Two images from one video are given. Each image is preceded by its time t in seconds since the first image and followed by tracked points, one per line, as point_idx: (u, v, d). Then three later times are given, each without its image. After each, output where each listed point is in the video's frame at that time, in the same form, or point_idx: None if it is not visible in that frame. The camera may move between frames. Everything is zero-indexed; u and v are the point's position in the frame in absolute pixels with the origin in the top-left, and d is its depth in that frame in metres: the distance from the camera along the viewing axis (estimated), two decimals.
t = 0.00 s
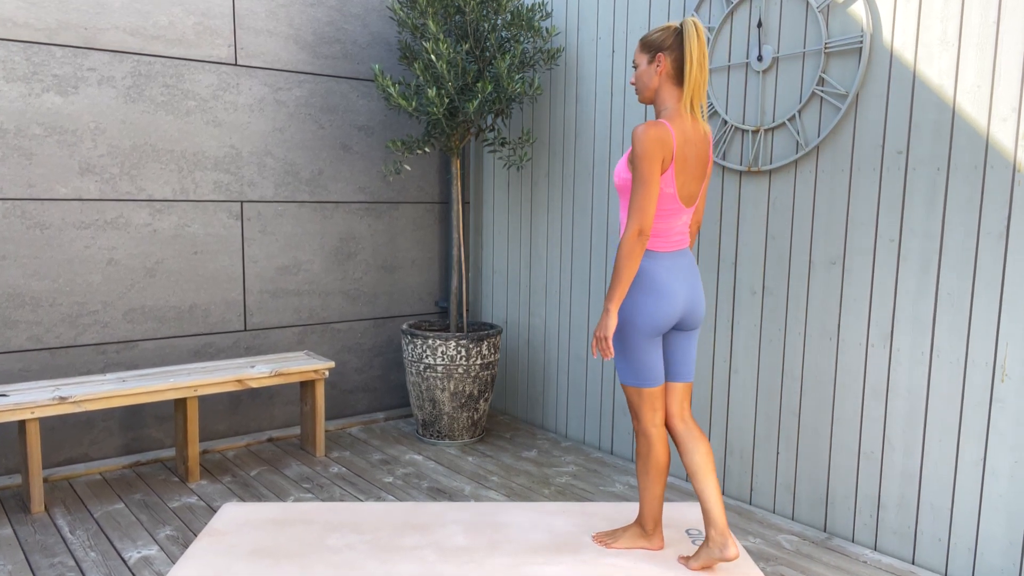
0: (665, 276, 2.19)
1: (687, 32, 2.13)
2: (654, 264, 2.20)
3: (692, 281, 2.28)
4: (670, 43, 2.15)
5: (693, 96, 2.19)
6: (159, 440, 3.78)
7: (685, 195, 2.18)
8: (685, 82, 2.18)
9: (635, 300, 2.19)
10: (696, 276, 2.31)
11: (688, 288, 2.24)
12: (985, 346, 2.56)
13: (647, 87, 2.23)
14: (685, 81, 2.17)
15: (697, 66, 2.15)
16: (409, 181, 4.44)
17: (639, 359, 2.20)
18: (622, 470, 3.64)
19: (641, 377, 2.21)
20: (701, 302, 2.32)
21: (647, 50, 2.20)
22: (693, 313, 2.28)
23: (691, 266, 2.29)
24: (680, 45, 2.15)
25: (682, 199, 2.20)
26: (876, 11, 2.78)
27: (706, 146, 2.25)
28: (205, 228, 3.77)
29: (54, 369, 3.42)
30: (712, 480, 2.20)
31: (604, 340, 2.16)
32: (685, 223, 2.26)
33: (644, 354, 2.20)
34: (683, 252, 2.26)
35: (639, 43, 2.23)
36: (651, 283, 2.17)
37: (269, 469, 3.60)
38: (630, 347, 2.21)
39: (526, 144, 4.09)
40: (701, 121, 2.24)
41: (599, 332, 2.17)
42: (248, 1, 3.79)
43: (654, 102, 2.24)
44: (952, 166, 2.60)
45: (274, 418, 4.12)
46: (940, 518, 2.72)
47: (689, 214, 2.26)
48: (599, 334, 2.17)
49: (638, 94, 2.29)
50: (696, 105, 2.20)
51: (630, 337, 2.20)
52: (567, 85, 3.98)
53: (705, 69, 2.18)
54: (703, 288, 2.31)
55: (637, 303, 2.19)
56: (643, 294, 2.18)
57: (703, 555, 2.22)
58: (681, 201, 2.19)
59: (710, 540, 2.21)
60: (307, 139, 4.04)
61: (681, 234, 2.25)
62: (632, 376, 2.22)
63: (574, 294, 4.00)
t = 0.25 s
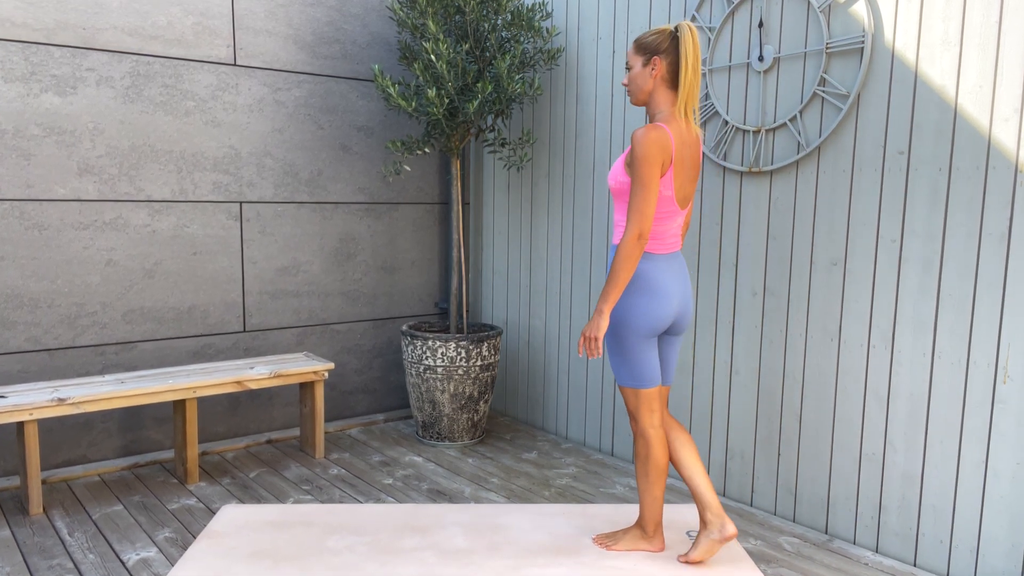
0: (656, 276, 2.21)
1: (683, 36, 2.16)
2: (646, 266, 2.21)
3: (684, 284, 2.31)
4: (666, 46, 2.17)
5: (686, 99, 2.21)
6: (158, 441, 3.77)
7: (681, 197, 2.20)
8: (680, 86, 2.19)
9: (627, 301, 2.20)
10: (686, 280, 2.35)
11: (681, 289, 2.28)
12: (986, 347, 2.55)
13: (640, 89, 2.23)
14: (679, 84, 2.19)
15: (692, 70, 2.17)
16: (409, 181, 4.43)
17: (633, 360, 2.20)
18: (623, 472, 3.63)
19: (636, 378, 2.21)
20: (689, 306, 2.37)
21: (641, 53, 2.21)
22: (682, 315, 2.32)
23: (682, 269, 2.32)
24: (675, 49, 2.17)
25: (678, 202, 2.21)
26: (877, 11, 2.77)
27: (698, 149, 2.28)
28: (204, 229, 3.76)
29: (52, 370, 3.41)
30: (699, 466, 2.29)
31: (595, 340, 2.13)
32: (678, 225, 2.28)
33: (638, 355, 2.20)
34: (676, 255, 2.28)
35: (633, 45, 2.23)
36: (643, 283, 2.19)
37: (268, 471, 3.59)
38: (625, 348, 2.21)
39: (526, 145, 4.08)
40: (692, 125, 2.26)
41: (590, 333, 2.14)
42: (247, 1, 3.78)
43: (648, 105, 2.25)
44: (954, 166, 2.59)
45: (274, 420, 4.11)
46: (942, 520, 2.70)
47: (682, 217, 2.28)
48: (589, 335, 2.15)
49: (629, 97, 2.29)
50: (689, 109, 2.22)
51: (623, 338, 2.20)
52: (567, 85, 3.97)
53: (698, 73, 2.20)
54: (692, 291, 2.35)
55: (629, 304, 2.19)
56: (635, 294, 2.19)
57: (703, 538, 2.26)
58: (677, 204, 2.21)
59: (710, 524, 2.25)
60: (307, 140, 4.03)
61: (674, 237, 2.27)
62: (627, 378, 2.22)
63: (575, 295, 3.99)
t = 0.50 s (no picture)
0: (655, 276, 2.21)
1: (681, 38, 2.17)
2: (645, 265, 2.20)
3: (680, 284, 2.32)
4: (665, 47, 2.18)
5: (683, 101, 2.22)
6: (157, 443, 3.76)
7: (679, 198, 2.20)
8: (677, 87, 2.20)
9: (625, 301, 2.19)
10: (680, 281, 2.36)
11: (678, 291, 2.29)
12: (988, 348, 2.54)
13: (636, 90, 2.23)
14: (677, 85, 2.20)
15: (690, 72, 2.18)
16: (409, 182, 4.42)
17: (633, 360, 2.20)
18: (623, 473, 3.61)
19: (635, 379, 2.21)
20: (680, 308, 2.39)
21: (639, 54, 2.21)
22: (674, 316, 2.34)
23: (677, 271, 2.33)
24: (673, 50, 2.18)
25: (676, 202, 2.21)
26: (879, 11, 2.75)
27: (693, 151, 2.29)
28: (203, 229, 3.75)
29: (50, 371, 3.40)
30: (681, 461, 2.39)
31: (595, 340, 2.12)
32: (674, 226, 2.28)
33: (638, 355, 2.19)
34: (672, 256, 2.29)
35: (631, 46, 2.23)
36: (642, 283, 2.18)
37: (268, 472, 3.58)
38: (625, 347, 2.21)
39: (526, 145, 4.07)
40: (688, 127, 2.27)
41: (589, 332, 2.13)
42: (246, 1, 3.77)
43: (644, 105, 2.25)
44: (956, 167, 2.58)
45: (273, 421, 4.10)
46: (944, 522, 2.69)
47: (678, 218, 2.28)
48: (587, 335, 2.13)
49: (625, 98, 2.29)
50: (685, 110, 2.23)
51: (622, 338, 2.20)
52: (568, 85, 3.96)
53: (694, 75, 2.22)
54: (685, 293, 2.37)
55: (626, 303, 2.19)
56: (634, 294, 2.19)
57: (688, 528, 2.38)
58: (676, 204, 2.21)
59: (693, 515, 2.38)
60: (306, 140, 4.02)
61: (671, 237, 2.27)
62: (628, 378, 2.22)
63: (575, 296, 3.98)
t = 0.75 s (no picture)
0: (656, 276, 2.21)
1: (680, 40, 2.19)
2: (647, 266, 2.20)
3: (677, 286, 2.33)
4: (664, 48, 2.19)
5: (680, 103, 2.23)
6: (155, 445, 3.74)
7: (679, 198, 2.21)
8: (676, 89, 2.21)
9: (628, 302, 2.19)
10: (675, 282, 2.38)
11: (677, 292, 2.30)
12: (990, 349, 2.53)
13: (635, 90, 2.22)
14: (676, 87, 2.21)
15: (688, 74, 2.20)
16: (408, 183, 4.41)
17: (636, 361, 2.19)
18: (624, 475, 3.60)
19: (637, 380, 2.21)
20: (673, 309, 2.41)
21: (639, 54, 2.20)
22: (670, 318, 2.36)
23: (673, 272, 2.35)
24: (673, 52, 2.19)
25: (676, 203, 2.22)
26: (880, 11, 2.74)
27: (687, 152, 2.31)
28: (202, 230, 3.73)
29: (49, 373, 3.39)
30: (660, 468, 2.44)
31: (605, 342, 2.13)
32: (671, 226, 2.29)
33: (641, 357, 2.19)
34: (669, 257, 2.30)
35: (629, 46, 2.22)
36: (646, 284, 2.18)
37: (267, 474, 3.57)
38: (629, 348, 2.21)
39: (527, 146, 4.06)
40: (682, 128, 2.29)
41: (599, 335, 2.13)
42: (245, 1, 3.76)
43: (642, 106, 2.25)
44: (958, 168, 2.56)
45: (272, 423, 4.09)
46: (946, 524, 2.68)
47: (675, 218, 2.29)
48: (598, 337, 2.14)
49: (622, 98, 2.28)
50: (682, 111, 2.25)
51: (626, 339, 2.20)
52: (568, 85, 3.94)
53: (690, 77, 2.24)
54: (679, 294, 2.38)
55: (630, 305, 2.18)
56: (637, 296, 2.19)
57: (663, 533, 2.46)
58: (676, 205, 2.21)
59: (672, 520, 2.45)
60: (305, 141, 4.01)
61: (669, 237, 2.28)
62: (628, 379, 2.22)
63: (575, 298, 3.97)
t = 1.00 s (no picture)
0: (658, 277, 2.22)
1: (678, 41, 2.19)
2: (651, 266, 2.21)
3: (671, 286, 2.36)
4: (664, 49, 2.18)
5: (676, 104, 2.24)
6: (154, 446, 3.73)
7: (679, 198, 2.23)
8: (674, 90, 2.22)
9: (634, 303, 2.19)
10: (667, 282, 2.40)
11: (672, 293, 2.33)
12: (992, 351, 2.51)
13: (634, 90, 2.21)
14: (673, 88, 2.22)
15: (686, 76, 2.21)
16: (408, 183, 4.40)
17: (643, 363, 2.19)
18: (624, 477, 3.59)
19: (643, 382, 2.21)
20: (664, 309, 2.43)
21: (639, 54, 2.19)
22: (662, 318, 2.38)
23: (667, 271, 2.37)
24: (671, 53, 2.20)
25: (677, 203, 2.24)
26: (882, 11, 2.73)
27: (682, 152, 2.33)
28: (201, 231, 3.72)
29: (47, 374, 3.38)
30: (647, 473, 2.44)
31: (620, 345, 2.14)
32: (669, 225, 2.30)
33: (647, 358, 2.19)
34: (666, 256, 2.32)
35: (629, 46, 2.21)
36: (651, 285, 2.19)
37: (266, 476, 3.55)
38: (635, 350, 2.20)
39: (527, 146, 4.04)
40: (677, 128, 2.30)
41: (613, 338, 2.14)
42: (245, 1, 3.74)
43: (641, 107, 2.24)
44: (960, 169, 2.55)
45: (271, 425, 4.07)
46: (948, 527, 2.67)
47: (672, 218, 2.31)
48: (612, 341, 2.14)
49: (619, 98, 2.26)
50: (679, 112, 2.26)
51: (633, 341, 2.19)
52: (569, 86, 3.93)
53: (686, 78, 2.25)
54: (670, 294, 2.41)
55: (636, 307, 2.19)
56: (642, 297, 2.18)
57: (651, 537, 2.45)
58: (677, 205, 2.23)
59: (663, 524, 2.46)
60: (305, 141, 4.00)
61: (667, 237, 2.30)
62: (633, 382, 2.21)
63: (576, 299, 3.96)
